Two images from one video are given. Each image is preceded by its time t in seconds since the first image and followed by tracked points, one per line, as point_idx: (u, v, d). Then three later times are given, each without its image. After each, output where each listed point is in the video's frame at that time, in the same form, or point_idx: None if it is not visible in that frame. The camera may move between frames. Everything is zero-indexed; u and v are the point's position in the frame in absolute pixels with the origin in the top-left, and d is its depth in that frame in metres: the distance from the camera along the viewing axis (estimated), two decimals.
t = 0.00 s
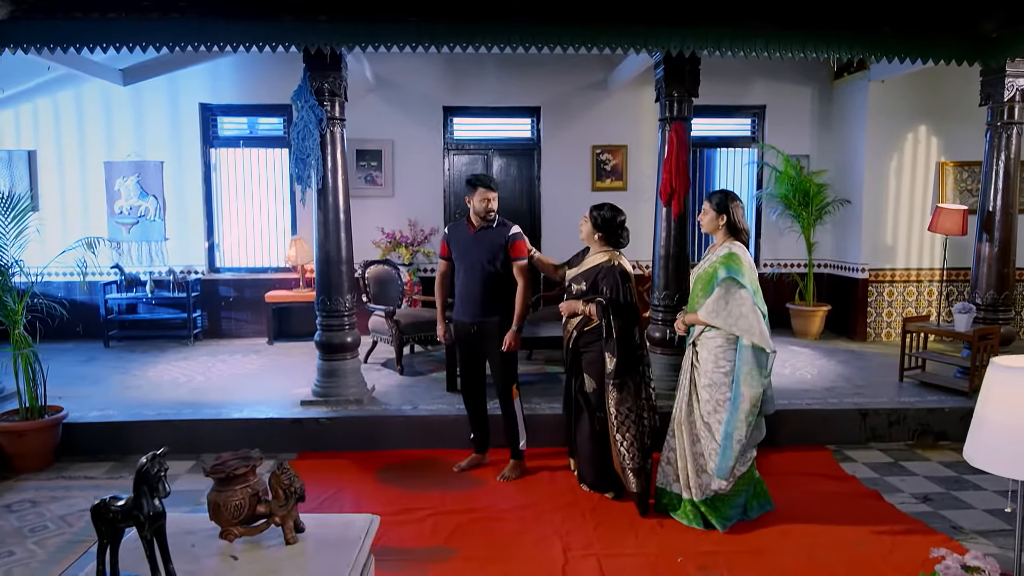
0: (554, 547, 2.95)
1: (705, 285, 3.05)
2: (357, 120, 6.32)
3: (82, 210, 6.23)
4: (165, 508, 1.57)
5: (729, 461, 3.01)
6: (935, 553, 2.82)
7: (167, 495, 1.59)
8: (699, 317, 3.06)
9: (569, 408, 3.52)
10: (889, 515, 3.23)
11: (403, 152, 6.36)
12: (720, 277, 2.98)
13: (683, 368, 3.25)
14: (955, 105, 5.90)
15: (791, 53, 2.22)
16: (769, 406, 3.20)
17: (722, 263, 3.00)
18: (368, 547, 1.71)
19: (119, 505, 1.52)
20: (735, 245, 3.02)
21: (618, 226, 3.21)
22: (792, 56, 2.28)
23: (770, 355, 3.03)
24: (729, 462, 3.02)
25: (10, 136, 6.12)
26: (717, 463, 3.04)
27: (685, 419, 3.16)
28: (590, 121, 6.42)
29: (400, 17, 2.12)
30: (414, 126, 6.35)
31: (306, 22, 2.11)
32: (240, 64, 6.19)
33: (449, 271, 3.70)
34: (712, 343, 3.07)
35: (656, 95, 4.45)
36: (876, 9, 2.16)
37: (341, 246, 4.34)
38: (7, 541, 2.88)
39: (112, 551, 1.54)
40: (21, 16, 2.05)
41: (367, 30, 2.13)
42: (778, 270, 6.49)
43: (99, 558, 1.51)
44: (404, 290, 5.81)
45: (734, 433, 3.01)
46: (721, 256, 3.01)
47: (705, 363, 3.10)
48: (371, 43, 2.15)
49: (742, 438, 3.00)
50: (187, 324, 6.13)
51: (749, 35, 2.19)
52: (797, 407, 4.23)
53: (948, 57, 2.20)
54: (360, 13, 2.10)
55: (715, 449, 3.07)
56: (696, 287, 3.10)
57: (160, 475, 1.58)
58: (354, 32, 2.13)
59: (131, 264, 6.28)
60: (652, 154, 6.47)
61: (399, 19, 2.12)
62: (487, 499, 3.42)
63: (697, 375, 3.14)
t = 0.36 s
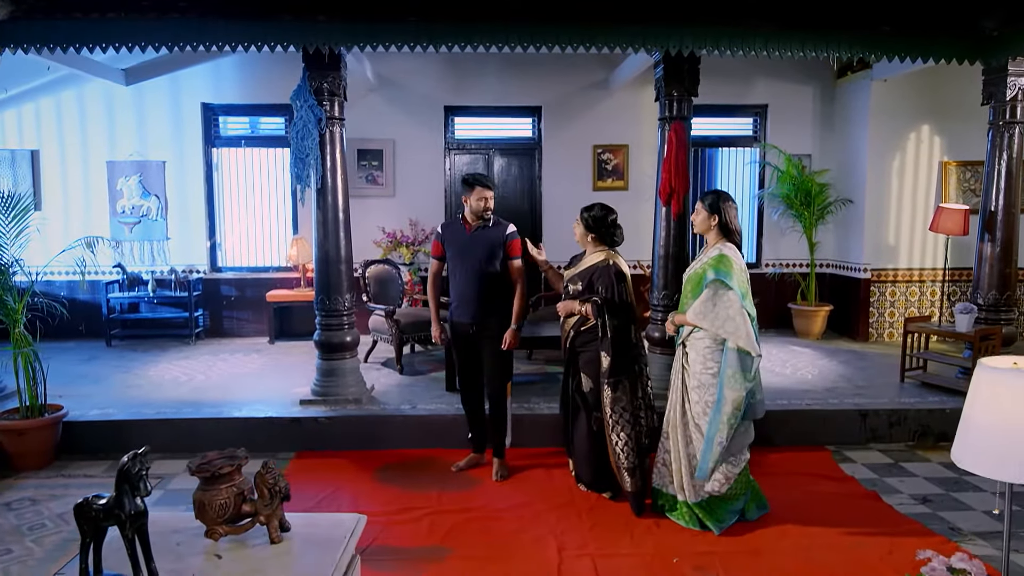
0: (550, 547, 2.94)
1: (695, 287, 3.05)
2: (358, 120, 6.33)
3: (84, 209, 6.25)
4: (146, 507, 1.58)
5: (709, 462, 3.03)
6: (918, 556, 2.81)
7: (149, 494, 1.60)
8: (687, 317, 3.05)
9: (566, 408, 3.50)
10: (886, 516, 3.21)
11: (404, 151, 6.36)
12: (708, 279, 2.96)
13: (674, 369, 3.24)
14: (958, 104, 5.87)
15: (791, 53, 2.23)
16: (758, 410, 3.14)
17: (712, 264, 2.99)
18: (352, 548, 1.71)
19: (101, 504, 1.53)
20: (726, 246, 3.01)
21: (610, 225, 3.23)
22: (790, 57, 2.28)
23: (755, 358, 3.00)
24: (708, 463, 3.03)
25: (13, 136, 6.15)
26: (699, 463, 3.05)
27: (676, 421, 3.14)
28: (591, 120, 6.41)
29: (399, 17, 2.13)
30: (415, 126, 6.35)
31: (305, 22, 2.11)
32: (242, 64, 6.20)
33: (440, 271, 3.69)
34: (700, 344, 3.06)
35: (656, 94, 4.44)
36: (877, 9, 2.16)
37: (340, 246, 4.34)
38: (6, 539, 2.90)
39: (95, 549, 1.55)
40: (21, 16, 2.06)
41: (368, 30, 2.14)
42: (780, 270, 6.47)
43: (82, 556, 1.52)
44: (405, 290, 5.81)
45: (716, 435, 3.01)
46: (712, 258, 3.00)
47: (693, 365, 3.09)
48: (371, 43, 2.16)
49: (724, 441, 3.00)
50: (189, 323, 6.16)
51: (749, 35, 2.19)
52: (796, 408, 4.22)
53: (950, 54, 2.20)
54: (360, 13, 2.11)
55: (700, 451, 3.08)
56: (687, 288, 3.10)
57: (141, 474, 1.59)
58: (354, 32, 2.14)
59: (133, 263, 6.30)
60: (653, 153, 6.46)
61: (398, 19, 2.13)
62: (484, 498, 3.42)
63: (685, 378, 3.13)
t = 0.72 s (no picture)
0: (545, 547, 2.94)
1: (685, 289, 3.04)
2: (359, 120, 6.34)
3: (86, 209, 6.28)
4: (128, 505, 1.58)
5: (698, 463, 3.01)
6: (904, 558, 2.79)
7: (129, 493, 1.59)
8: (677, 319, 3.05)
9: (563, 407, 3.49)
10: (885, 518, 3.19)
11: (406, 151, 6.37)
12: (698, 280, 2.96)
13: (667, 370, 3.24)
14: (961, 103, 5.83)
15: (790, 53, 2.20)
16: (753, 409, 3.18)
17: (703, 266, 2.99)
18: (336, 549, 1.71)
19: (84, 502, 1.54)
20: (718, 248, 3.01)
21: (609, 225, 3.23)
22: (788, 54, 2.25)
23: (744, 361, 3.01)
24: (698, 464, 3.02)
25: (16, 136, 6.19)
26: (688, 465, 3.03)
27: (670, 422, 3.14)
28: (592, 120, 6.41)
29: (397, 17, 2.09)
30: (417, 126, 6.36)
31: (305, 22, 2.08)
32: (243, 64, 6.22)
33: (440, 269, 3.69)
34: (691, 346, 3.05)
35: (655, 94, 4.43)
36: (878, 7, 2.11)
37: (339, 245, 4.35)
38: (3, 537, 2.91)
39: (79, 547, 1.55)
40: (21, 17, 2.04)
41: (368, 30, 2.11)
42: (781, 270, 6.45)
43: (65, 555, 1.52)
44: (405, 290, 5.82)
45: (705, 437, 3.01)
46: (703, 259, 3.00)
47: (685, 366, 3.08)
48: (370, 43, 2.14)
49: (713, 443, 3.00)
50: (191, 322, 6.18)
51: (748, 35, 2.17)
52: (796, 408, 4.20)
53: (950, 53, 2.13)
54: (360, 12, 2.08)
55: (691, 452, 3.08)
56: (678, 290, 3.10)
57: (122, 472, 1.58)
58: (354, 32, 2.11)
59: (135, 262, 6.33)
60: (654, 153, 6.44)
61: (395, 19, 2.10)
62: (481, 498, 3.42)
63: (678, 379, 3.12)
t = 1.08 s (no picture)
0: (540, 547, 2.94)
1: (678, 289, 3.05)
2: (359, 120, 6.34)
3: (87, 208, 6.30)
4: (108, 505, 1.58)
5: (692, 466, 3.03)
6: (887, 561, 2.79)
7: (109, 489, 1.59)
8: (670, 322, 3.06)
9: (558, 407, 3.49)
10: (881, 520, 3.18)
11: (405, 151, 6.37)
12: (690, 281, 2.97)
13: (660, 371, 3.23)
14: (963, 104, 5.81)
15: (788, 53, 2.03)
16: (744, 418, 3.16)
17: (694, 267, 2.99)
18: (319, 550, 1.70)
19: (63, 502, 1.55)
20: (710, 249, 3.01)
21: (609, 225, 3.22)
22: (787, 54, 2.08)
23: (737, 362, 3.01)
24: (692, 466, 3.04)
25: (18, 136, 6.22)
26: (682, 468, 3.04)
27: (664, 423, 3.14)
28: (592, 120, 6.40)
29: (391, 17, 1.94)
30: (417, 126, 6.36)
31: (300, 21, 1.94)
32: (243, 64, 6.24)
33: (442, 270, 3.67)
34: (684, 348, 3.05)
35: (653, 94, 4.42)
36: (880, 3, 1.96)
37: (336, 246, 4.35)
38: None
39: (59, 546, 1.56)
40: (20, 18, 1.92)
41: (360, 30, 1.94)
42: (781, 270, 6.43)
43: (45, 554, 1.53)
44: (404, 290, 5.82)
45: (698, 440, 3.02)
46: (695, 260, 3.00)
47: (678, 368, 3.09)
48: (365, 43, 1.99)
49: (706, 446, 3.01)
50: (191, 322, 6.19)
51: (746, 34, 2.00)
52: (793, 409, 4.19)
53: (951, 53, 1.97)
54: (357, 11, 1.93)
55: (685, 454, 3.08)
56: (670, 292, 3.11)
57: (101, 472, 1.58)
58: (350, 31, 1.95)
59: (135, 262, 6.35)
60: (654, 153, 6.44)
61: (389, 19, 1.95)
62: (476, 498, 3.42)
63: (671, 381, 3.12)
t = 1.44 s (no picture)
0: (532, 548, 2.94)
1: (671, 291, 3.05)
2: (358, 121, 6.34)
3: (86, 210, 6.32)
4: (85, 505, 1.58)
5: (687, 468, 3.02)
6: (866, 564, 2.79)
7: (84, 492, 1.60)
8: (664, 323, 3.05)
9: (553, 408, 3.47)
10: (875, 522, 3.18)
11: (404, 152, 6.38)
12: (683, 283, 2.96)
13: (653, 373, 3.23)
14: (961, 104, 5.80)
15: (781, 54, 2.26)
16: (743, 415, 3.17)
17: (688, 269, 2.99)
18: (299, 550, 1.70)
19: (40, 503, 1.55)
20: (704, 250, 3.00)
21: (605, 226, 3.22)
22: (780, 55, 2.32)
23: (731, 364, 3.01)
24: (687, 469, 3.03)
25: (17, 137, 6.24)
26: (677, 470, 3.04)
27: (657, 425, 3.13)
28: (590, 121, 6.40)
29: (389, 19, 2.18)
30: (415, 127, 6.37)
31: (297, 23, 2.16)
32: (242, 65, 6.25)
33: (440, 272, 3.63)
34: (678, 349, 3.04)
35: (649, 95, 4.42)
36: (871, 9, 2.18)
37: (332, 247, 4.36)
38: None
39: (39, 545, 1.57)
40: (15, 18, 2.12)
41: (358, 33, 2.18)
42: (779, 271, 6.41)
43: (25, 554, 1.54)
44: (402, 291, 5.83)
45: (693, 442, 3.01)
46: (689, 262, 3.00)
47: (672, 370, 3.08)
48: (360, 44, 2.20)
49: (701, 448, 3.00)
50: (188, 323, 6.21)
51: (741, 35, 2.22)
52: (789, 411, 4.18)
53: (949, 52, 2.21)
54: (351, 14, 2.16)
55: (679, 456, 3.08)
56: (664, 294, 3.10)
57: (78, 473, 1.59)
58: (344, 33, 2.17)
59: (133, 263, 6.36)
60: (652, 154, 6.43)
61: (388, 19, 2.18)
62: (469, 499, 3.42)
63: (664, 383, 3.12)
